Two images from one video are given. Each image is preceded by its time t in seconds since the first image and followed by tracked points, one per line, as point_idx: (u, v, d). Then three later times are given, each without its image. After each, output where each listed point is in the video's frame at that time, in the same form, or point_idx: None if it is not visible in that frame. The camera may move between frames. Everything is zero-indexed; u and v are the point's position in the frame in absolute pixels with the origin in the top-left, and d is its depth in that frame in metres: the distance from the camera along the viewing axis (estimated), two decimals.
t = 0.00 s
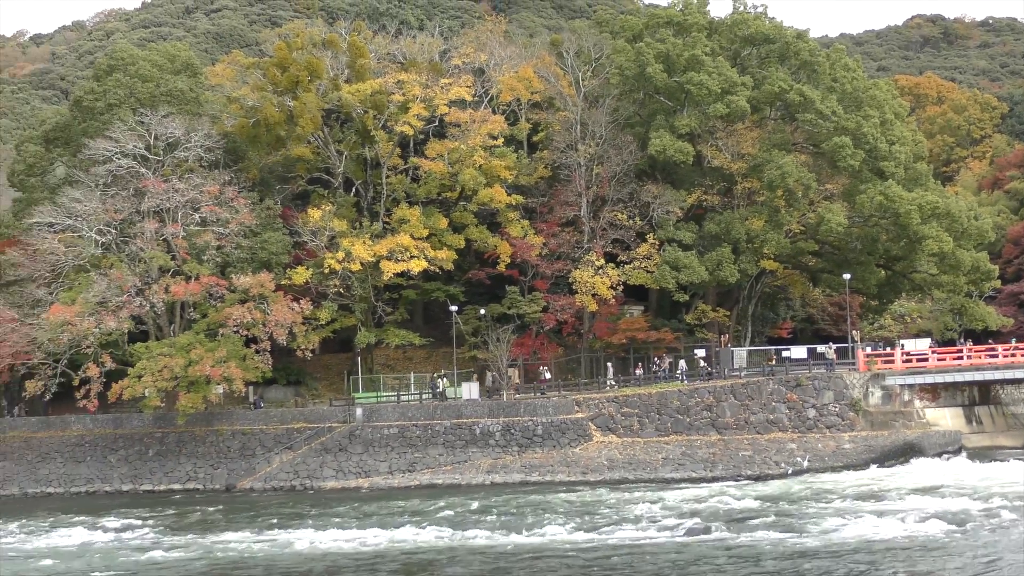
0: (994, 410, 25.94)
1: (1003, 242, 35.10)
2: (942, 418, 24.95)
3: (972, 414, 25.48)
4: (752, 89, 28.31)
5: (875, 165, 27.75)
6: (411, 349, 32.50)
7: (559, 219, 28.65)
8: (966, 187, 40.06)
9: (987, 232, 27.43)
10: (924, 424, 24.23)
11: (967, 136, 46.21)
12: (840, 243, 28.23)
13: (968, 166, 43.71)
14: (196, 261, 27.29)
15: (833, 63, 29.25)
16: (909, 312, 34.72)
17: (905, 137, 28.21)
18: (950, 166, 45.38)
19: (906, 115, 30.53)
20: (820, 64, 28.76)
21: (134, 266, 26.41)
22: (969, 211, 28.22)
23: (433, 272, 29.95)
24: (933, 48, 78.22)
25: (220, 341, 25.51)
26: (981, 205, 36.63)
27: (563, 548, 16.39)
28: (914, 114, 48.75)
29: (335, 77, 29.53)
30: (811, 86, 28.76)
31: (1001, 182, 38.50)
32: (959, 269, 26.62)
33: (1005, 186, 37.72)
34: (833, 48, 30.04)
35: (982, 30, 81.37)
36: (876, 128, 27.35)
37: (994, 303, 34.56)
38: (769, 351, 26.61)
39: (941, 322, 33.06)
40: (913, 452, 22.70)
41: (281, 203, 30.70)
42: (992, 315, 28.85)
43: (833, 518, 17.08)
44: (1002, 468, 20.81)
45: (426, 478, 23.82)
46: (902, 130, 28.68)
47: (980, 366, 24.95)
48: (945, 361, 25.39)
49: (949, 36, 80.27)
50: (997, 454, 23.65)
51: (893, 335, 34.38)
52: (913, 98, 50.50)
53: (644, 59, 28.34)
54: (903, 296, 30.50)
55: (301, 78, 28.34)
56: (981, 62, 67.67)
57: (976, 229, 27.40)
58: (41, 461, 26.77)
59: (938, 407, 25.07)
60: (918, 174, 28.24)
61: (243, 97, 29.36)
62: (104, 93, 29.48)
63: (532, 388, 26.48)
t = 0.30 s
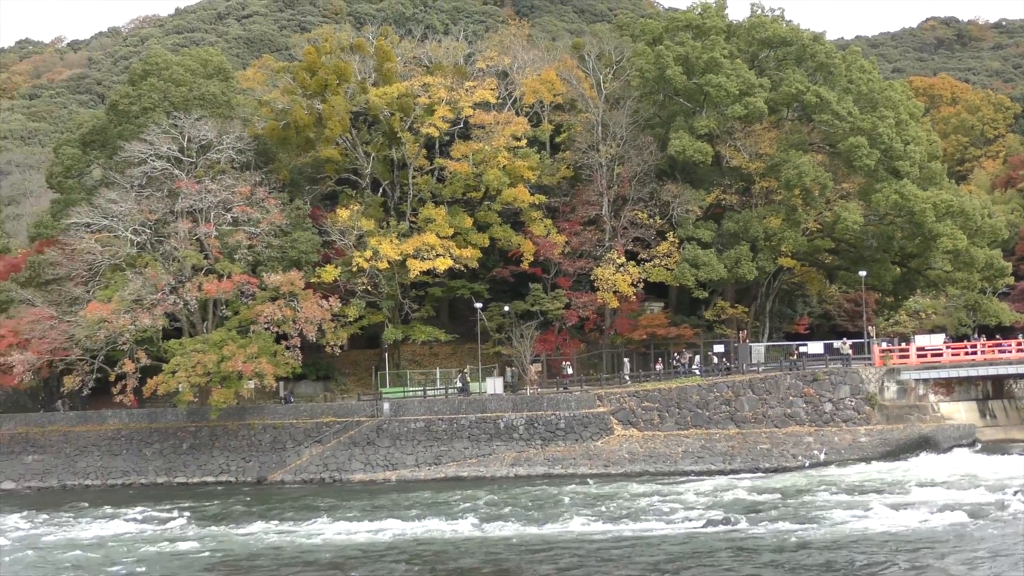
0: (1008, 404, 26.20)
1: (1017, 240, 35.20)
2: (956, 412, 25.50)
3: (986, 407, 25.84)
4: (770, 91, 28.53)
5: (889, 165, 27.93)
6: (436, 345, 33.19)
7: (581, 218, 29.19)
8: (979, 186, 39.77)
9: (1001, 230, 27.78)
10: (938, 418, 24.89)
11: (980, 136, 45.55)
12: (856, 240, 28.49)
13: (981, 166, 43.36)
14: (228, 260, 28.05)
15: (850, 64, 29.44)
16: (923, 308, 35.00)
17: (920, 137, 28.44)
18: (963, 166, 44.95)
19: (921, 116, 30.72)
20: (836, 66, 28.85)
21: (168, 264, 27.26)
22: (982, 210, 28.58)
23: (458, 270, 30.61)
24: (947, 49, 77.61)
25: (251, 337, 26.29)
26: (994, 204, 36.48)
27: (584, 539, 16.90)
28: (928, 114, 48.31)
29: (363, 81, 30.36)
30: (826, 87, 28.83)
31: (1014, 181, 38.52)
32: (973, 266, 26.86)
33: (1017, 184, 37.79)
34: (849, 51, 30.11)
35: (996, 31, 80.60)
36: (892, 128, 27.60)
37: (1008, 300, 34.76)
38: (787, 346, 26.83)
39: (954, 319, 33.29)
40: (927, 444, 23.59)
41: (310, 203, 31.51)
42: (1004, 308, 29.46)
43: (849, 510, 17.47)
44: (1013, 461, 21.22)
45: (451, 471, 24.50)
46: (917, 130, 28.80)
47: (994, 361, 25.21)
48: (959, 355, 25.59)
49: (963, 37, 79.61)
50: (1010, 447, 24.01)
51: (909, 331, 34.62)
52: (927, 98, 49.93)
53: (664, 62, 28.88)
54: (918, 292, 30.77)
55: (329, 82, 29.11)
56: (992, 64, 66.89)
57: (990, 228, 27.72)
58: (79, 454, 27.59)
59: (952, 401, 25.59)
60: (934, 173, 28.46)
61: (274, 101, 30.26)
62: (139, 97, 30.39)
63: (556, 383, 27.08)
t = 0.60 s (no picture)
0: (1017, 397, 26.76)
1: None
2: (966, 405, 25.86)
3: (994, 400, 26.42)
4: (782, 92, 28.83)
5: (900, 163, 28.27)
6: (458, 341, 33.85)
7: (598, 216, 29.74)
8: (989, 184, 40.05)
9: (1008, 227, 27.95)
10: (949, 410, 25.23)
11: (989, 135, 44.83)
12: (867, 236, 28.81)
13: (991, 163, 43.14)
14: (256, 258, 28.80)
15: (860, 65, 29.71)
16: (933, 303, 35.32)
17: (930, 135, 28.78)
18: (974, 163, 44.57)
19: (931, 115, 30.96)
20: (847, 67, 29.24)
21: (197, 262, 28.10)
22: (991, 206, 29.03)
23: (479, 267, 31.23)
24: (957, 49, 76.97)
25: (277, 333, 27.01)
26: (1004, 200, 36.50)
27: (599, 529, 17.41)
28: (938, 113, 47.82)
29: (385, 83, 31.10)
30: (838, 87, 29.19)
31: None
32: (982, 261, 27.14)
33: None
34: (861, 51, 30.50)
35: (1006, 31, 79.91)
36: (902, 127, 27.94)
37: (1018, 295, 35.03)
38: (799, 341, 27.25)
39: (963, 313, 32.65)
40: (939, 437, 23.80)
41: (335, 203, 32.23)
42: (1014, 306, 29.70)
43: (859, 501, 17.88)
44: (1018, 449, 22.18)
45: (473, 462, 25.18)
46: (927, 130, 29.10)
47: (1001, 354, 26.14)
48: (968, 349, 26.40)
49: (973, 38, 78.89)
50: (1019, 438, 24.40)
51: (919, 325, 34.95)
52: (937, 98, 49.51)
53: (679, 63, 29.33)
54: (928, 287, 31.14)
55: (353, 84, 29.84)
56: (1003, 63, 66.35)
57: (998, 223, 27.92)
58: (112, 447, 28.42)
59: (961, 394, 26.01)
60: (944, 171, 28.89)
61: (299, 103, 31.12)
62: (168, 100, 31.28)
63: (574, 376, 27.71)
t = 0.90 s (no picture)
0: (1022, 390, 27.08)
1: None
2: (972, 398, 26.28)
3: (1000, 393, 26.77)
4: (791, 93, 29.19)
5: (907, 163, 28.58)
6: (476, 337, 34.53)
7: (613, 215, 30.35)
8: (994, 182, 39.95)
9: (1014, 224, 28.30)
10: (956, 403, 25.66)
11: (995, 134, 44.83)
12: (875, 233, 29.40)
13: (995, 162, 43.04)
14: (279, 257, 29.57)
15: (868, 67, 29.92)
16: (941, 299, 35.68)
17: (937, 135, 29.14)
18: (979, 162, 44.62)
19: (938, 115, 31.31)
20: (856, 68, 29.37)
21: (222, 261, 28.76)
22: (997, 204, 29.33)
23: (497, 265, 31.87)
24: (962, 52, 76.63)
25: (300, 330, 27.70)
26: (1009, 199, 36.80)
27: (612, 520, 17.93)
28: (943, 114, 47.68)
29: (405, 86, 31.87)
30: (846, 89, 29.37)
31: None
32: (988, 258, 27.42)
33: None
34: (868, 53, 30.58)
35: (1010, 34, 79.81)
36: (909, 127, 28.32)
37: None
38: (809, 336, 28.13)
39: (970, 308, 32.88)
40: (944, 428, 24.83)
41: (356, 203, 32.95)
42: (1019, 301, 29.84)
43: (868, 493, 18.30)
44: None
45: (491, 456, 25.81)
46: (934, 130, 29.50)
47: (1009, 348, 26.29)
48: (975, 344, 26.61)
49: (977, 40, 78.61)
50: None
51: (926, 321, 35.37)
52: (942, 98, 49.35)
53: (691, 66, 29.81)
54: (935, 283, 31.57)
55: (373, 88, 30.65)
56: (1007, 64, 66.16)
57: (1003, 221, 28.33)
58: (140, 441, 29.25)
59: (969, 387, 26.38)
60: (950, 170, 29.20)
61: (320, 106, 31.86)
62: (194, 103, 32.15)
63: (590, 370, 28.57)
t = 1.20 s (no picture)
0: None
1: None
2: (982, 393, 26.75)
3: (1010, 389, 27.13)
4: (803, 95, 29.46)
5: (917, 163, 28.96)
6: (496, 334, 35.09)
7: (629, 215, 30.85)
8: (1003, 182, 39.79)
9: None
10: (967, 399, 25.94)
11: (1004, 135, 44.75)
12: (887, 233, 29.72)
13: (1005, 162, 42.75)
14: (303, 257, 30.26)
15: (879, 69, 30.38)
16: (951, 297, 35.85)
17: (946, 136, 29.35)
18: (988, 162, 44.35)
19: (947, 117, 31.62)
20: (867, 71, 29.73)
21: (248, 261, 29.39)
22: (1007, 204, 29.33)
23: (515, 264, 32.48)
24: (971, 54, 76.18)
25: (324, 328, 28.41)
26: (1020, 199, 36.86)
27: (625, 513, 18.39)
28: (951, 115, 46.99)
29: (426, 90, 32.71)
30: (858, 91, 29.72)
31: None
32: (997, 257, 27.71)
33: None
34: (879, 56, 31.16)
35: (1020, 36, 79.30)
36: (919, 128, 28.62)
37: None
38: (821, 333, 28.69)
39: (980, 306, 33.04)
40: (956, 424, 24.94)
41: (378, 204, 33.62)
42: None
43: (875, 487, 18.76)
44: None
45: (511, 450, 26.41)
46: (944, 130, 29.71)
47: (1020, 345, 26.70)
48: (985, 340, 27.13)
49: (987, 43, 78.29)
50: None
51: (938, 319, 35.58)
52: (952, 100, 48.58)
53: (705, 69, 30.16)
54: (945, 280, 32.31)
55: (395, 92, 31.53)
56: (1019, 66, 65.75)
57: (1012, 220, 28.47)
58: (169, 437, 29.82)
59: (978, 383, 26.93)
60: (959, 169, 29.73)
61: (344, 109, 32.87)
62: (220, 107, 33.00)
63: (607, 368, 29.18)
